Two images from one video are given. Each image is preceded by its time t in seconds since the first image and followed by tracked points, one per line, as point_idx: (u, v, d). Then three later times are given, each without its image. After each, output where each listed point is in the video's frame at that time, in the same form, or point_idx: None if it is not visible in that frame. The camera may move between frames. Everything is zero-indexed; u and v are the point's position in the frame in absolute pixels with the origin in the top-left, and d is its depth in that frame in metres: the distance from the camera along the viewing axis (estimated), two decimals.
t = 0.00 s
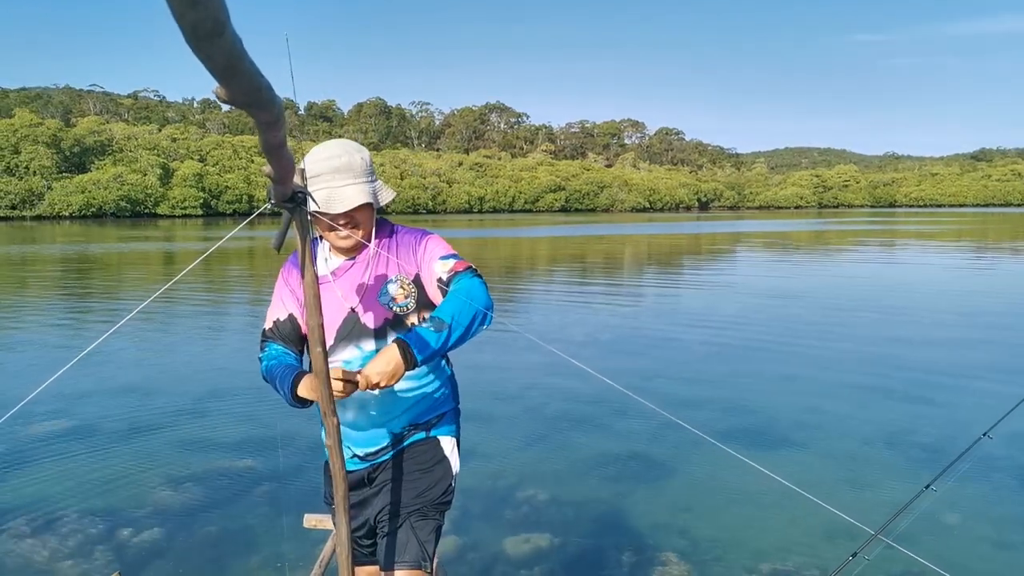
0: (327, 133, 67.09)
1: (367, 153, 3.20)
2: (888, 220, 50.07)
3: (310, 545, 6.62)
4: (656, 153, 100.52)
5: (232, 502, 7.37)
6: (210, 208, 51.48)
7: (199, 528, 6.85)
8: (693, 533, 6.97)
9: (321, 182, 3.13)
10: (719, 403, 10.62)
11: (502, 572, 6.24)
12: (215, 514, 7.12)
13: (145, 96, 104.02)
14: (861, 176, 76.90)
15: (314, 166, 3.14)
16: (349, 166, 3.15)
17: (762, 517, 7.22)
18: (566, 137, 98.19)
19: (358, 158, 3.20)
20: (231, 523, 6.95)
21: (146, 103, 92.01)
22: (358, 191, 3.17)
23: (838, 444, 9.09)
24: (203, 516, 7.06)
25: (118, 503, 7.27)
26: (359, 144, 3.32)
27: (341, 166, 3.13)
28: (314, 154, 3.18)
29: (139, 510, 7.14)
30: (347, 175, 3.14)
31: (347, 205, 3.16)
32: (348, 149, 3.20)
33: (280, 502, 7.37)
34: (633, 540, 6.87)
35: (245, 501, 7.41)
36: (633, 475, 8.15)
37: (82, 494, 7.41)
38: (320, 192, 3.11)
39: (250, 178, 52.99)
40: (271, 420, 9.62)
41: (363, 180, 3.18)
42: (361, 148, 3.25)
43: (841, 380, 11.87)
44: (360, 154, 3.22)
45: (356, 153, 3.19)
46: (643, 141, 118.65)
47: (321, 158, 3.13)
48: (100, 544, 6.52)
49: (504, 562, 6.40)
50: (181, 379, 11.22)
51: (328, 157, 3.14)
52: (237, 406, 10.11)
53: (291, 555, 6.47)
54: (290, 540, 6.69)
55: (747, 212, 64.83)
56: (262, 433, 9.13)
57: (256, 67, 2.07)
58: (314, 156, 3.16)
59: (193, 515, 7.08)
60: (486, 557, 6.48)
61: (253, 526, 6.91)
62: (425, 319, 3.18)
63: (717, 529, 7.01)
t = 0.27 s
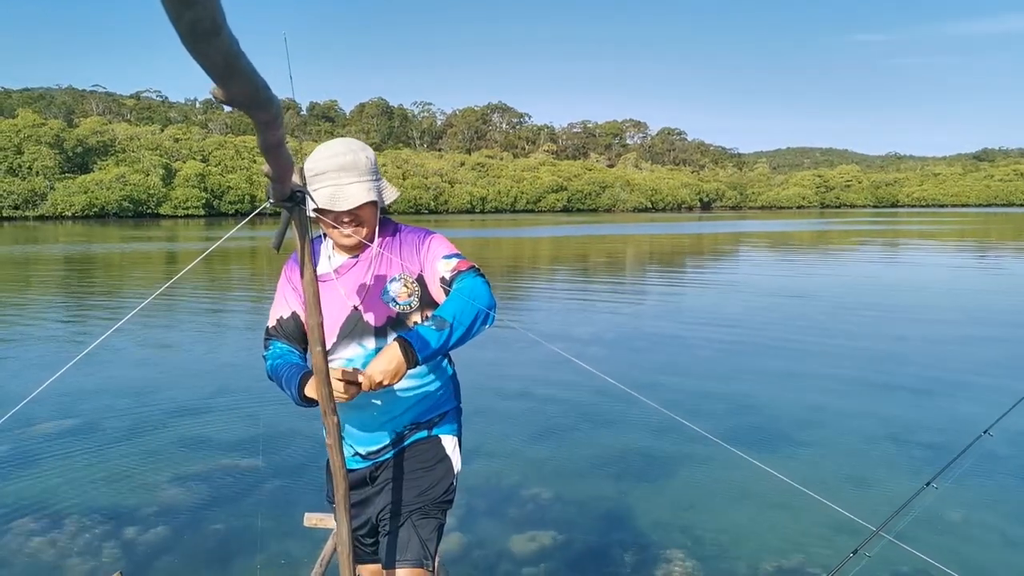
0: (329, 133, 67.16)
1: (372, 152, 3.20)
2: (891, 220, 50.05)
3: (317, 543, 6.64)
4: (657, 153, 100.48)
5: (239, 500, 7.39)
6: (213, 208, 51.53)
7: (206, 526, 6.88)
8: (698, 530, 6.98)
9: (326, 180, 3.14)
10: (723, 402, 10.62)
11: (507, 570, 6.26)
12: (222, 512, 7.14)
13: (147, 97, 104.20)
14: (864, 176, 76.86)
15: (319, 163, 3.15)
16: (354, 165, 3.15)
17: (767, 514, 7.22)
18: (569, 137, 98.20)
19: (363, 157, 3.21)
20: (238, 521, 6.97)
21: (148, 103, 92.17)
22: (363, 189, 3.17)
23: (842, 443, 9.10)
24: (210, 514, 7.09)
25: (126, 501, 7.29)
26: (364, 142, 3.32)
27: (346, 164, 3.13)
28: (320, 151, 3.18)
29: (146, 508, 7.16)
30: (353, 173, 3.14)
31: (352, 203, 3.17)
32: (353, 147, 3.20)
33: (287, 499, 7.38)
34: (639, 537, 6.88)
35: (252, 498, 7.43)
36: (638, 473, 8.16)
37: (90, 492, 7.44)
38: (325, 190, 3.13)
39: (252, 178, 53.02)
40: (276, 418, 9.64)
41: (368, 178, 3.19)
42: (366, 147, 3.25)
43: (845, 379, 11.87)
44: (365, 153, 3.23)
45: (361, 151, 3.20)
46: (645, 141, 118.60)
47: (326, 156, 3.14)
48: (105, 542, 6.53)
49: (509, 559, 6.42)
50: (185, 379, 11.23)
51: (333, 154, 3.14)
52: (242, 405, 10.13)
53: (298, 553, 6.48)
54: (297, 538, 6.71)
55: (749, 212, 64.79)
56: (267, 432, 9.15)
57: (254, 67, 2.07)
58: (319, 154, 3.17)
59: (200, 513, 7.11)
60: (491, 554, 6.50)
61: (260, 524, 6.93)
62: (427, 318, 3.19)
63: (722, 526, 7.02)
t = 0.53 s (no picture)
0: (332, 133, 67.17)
1: (370, 152, 3.16)
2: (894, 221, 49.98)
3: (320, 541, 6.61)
4: (660, 153, 100.43)
5: (242, 498, 7.36)
6: (215, 208, 51.54)
7: (209, 525, 6.85)
8: (702, 529, 6.94)
9: (323, 179, 3.09)
10: (726, 402, 10.58)
11: (511, 569, 6.23)
12: (225, 511, 7.12)
13: (150, 96, 104.33)
14: (866, 176, 76.78)
15: (316, 163, 3.10)
16: (352, 164, 3.11)
17: (772, 514, 7.18)
18: (571, 137, 98.17)
19: (361, 157, 3.16)
20: (240, 520, 6.95)
21: (151, 103, 92.28)
22: (360, 189, 3.13)
23: (846, 443, 9.06)
24: (213, 514, 7.06)
25: (129, 500, 7.27)
26: (362, 143, 3.28)
27: (344, 164, 3.09)
28: (317, 150, 3.14)
29: (149, 507, 7.14)
30: (350, 173, 3.10)
31: (349, 203, 3.13)
32: (350, 147, 3.16)
33: (290, 498, 7.36)
34: (642, 537, 6.85)
35: (255, 496, 7.41)
36: (642, 473, 8.13)
37: (93, 490, 7.42)
38: (322, 189, 3.08)
39: (255, 178, 53.00)
40: (279, 418, 9.62)
41: (365, 179, 3.14)
42: (364, 147, 3.21)
43: (848, 379, 11.83)
44: (363, 153, 3.18)
45: (358, 151, 3.16)
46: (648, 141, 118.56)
47: (324, 155, 3.10)
48: (108, 541, 6.50)
49: (513, 559, 6.38)
50: (188, 378, 11.20)
51: (331, 154, 3.10)
52: (245, 405, 10.11)
53: (301, 552, 6.45)
54: (300, 537, 6.68)
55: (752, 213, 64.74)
56: (270, 431, 9.12)
57: (255, 67, 2.00)
58: (316, 153, 3.13)
59: (203, 512, 7.08)
60: (494, 554, 6.47)
61: (263, 522, 6.90)
62: (423, 319, 3.14)
63: (726, 526, 6.98)
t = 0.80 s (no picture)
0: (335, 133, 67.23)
1: (373, 154, 3.20)
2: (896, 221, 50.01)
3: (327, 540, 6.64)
4: (662, 153, 100.47)
5: (249, 497, 7.40)
6: (219, 208, 51.61)
7: (217, 523, 6.88)
8: (706, 528, 6.97)
9: (326, 179, 3.13)
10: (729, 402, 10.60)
11: (516, 567, 6.27)
12: (233, 510, 7.16)
13: (153, 96, 104.51)
14: (868, 176, 76.77)
15: (320, 163, 3.15)
16: (356, 164, 3.15)
17: (776, 513, 7.22)
18: (573, 137, 98.22)
19: (364, 158, 3.21)
20: (248, 518, 6.99)
21: (154, 103, 92.42)
22: (363, 189, 3.17)
23: (850, 443, 9.08)
24: (220, 512, 7.10)
25: (137, 498, 7.31)
26: (365, 144, 3.32)
27: (348, 164, 3.13)
28: (321, 151, 3.18)
29: (157, 505, 7.18)
30: (354, 173, 3.14)
31: (352, 203, 3.16)
32: (353, 148, 3.20)
33: (296, 497, 7.39)
34: (647, 536, 6.88)
35: (262, 495, 7.44)
36: (646, 472, 8.16)
37: (101, 489, 7.45)
38: (325, 190, 3.12)
39: (258, 178, 53.06)
40: (284, 417, 9.65)
41: (368, 179, 3.18)
42: (367, 148, 3.25)
43: (851, 379, 11.86)
44: (366, 154, 3.22)
45: (362, 151, 3.20)
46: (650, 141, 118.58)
47: (328, 155, 3.14)
48: (115, 540, 6.53)
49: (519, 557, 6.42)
50: (193, 378, 11.24)
51: (334, 155, 3.14)
52: (250, 404, 10.15)
53: (308, 550, 6.49)
54: (307, 536, 6.72)
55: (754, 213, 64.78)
56: (275, 430, 9.16)
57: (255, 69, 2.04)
58: (320, 154, 3.17)
59: (211, 511, 7.12)
60: (500, 552, 6.50)
61: (271, 521, 6.93)
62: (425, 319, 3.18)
63: (730, 524, 7.01)
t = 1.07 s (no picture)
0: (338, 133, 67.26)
1: (376, 151, 3.20)
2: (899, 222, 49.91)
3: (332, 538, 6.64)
4: (664, 153, 100.40)
5: (254, 496, 7.39)
6: (221, 208, 51.65)
7: (222, 522, 6.88)
8: (710, 527, 6.96)
9: (328, 176, 3.14)
10: (733, 402, 10.59)
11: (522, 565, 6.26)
12: (238, 508, 7.15)
13: (156, 97, 104.68)
14: (871, 177, 76.64)
15: (322, 159, 3.15)
16: (359, 161, 3.16)
17: (780, 512, 7.20)
18: (576, 137, 98.22)
19: (367, 155, 3.21)
20: (254, 517, 6.99)
21: (157, 104, 92.60)
22: (364, 185, 3.17)
23: (854, 443, 9.06)
24: (225, 511, 7.09)
25: (142, 496, 7.31)
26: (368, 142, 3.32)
27: (351, 161, 3.14)
28: (323, 147, 3.19)
29: (162, 504, 7.18)
30: (356, 169, 3.14)
31: (354, 198, 3.16)
32: (356, 145, 3.20)
33: (302, 495, 7.39)
34: (651, 535, 6.87)
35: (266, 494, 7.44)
36: (649, 472, 8.15)
37: (106, 487, 7.45)
38: (327, 185, 3.12)
39: (260, 178, 53.08)
40: (288, 416, 9.65)
41: (370, 176, 3.18)
42: (369, 147, 3.25)
43: (855, 379, 11.84)
44: (369, 152, 3.22)
45: (364, 149, 3.20)
46: (652, 141, 118.56)
47: (331, 151, 3.14)
48: (120, 538, 6.53)
49: (523, 555, 6.41)
50: (197, 377, 11.25)
51: (336, 151, 3.15)
52: (254, 403, 10.15)
53: (313, 548, 6.49)
54: (312, 535, 6.71)
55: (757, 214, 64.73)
56: (280, 429, 9.16)
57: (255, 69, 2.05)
58: (323, 149, 3.18)
59: (216, 510, 7.12)
60: (505, 550, 6.50)
61: (276, 520, 6.93)
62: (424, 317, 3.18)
63: (734, 523, 7.00)
